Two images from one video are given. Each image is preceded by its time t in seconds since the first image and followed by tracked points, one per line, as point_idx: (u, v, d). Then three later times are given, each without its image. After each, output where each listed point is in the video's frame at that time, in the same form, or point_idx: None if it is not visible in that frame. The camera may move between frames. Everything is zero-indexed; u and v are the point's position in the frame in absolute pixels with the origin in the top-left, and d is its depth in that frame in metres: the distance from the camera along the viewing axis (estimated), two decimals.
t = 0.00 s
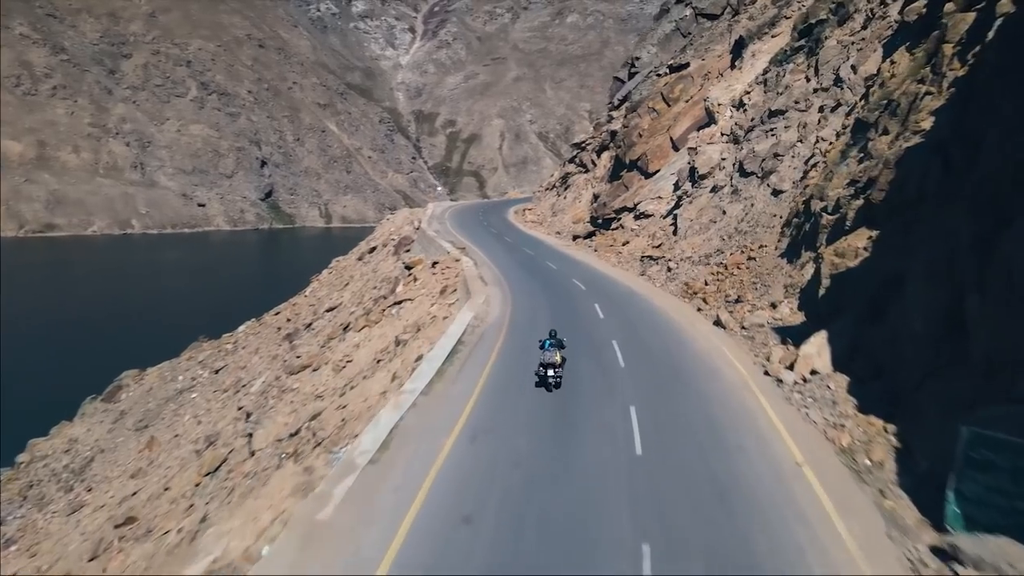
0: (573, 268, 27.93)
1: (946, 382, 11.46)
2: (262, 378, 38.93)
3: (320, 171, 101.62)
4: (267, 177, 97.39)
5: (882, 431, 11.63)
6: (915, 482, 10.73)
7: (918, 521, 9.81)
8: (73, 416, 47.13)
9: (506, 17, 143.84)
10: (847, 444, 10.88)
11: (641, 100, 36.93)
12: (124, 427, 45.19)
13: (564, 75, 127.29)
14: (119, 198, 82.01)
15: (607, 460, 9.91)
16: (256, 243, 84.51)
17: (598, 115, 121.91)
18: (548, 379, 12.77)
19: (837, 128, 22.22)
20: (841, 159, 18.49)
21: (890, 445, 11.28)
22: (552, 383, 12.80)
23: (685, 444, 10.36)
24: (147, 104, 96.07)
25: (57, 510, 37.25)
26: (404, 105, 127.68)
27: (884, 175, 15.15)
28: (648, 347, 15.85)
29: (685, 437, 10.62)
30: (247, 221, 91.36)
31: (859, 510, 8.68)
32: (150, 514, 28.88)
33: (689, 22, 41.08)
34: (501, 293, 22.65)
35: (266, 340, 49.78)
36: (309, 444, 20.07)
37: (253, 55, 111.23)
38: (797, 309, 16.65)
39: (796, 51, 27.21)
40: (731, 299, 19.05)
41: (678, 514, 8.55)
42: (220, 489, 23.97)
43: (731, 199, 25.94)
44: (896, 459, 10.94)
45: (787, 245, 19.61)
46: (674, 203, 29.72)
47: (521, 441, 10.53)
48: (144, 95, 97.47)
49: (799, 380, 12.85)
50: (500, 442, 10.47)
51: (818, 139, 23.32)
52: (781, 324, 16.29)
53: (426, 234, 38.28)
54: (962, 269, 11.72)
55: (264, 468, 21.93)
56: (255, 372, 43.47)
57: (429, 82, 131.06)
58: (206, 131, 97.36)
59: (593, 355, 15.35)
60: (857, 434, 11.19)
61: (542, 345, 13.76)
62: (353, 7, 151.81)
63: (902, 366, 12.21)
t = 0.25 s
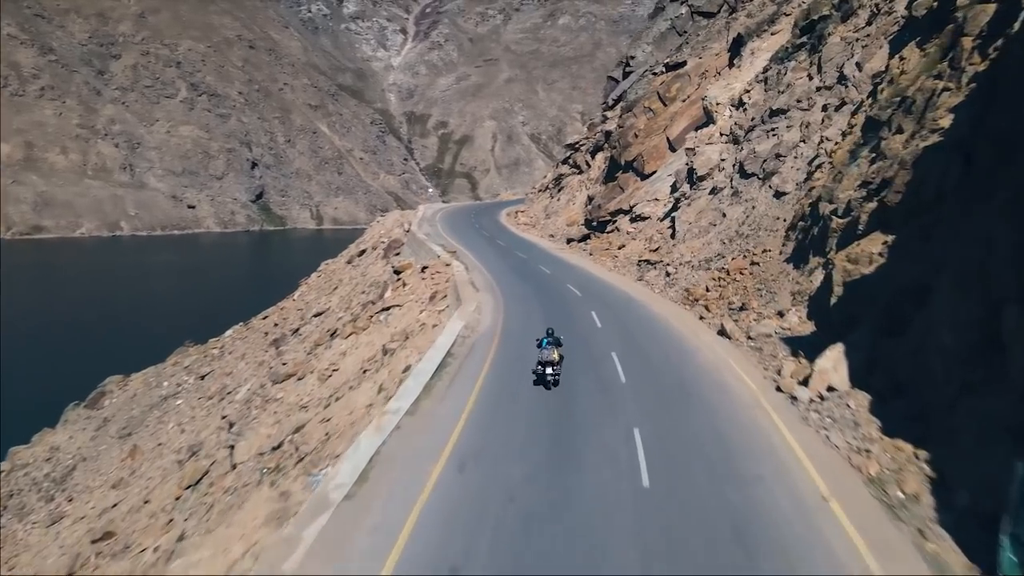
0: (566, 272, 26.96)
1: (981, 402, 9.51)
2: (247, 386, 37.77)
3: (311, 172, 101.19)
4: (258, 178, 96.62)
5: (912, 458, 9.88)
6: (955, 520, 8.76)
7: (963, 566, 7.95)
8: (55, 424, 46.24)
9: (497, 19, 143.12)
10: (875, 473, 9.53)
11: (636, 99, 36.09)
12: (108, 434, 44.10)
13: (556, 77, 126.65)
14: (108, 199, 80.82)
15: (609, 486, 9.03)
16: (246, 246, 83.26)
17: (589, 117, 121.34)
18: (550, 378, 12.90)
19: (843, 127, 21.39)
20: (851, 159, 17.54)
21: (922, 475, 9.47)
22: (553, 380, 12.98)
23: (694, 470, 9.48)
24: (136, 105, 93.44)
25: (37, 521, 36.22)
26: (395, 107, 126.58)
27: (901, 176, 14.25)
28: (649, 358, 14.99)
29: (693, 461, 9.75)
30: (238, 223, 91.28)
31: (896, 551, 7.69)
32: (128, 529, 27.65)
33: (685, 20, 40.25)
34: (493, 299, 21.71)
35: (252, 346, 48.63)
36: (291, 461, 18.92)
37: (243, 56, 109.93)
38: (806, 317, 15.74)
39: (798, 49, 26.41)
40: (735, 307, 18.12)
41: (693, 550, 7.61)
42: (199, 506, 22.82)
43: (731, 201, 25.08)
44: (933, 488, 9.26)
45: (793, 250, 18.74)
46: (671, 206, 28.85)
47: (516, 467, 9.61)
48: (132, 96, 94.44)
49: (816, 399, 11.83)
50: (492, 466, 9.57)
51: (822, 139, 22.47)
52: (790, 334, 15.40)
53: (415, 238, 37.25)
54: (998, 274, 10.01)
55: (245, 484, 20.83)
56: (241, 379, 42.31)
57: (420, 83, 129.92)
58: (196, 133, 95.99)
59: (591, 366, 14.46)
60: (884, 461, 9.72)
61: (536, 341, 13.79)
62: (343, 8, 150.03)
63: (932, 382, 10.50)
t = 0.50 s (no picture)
0: (562, 277, 26.06)
1: None
2: (234, 394, 36.58)
3: (305, 173, 99.06)
4: (251, 179, 94.53)
5: (956, 494, 8.88)
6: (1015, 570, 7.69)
7: None
8: (42, 431, 45.60)
9: (492, 20, 142.18)
10: (915, 512, 8.54)
11: (634, 98, 35.14)
12: (92, 442, 43.11)
13: (550, 78, 125.73)
14: (98, 201, 81.57)
15: (615, 524, 8.11)
16: (238, 247, 81.88)
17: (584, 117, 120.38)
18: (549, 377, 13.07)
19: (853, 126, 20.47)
20: (865, 159, 16.54)
21: (969, 516, 8.44)
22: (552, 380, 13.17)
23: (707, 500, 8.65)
24: (129, 105, 94.15)
25: (18, 533, 35.30)
26: (389, 107, 125.41)
27: (923, 178, 13.27)
28: (652, 370, 14.14)
29: (704, 490, 8.94)
30: (230, 225, 88.57)
31: None
32: (107, 545, 26.38)
33: (683, 17, 39.29)
34: (486, 306, 20.79)
35: (241, 351, 47.41)
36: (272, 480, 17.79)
37: (236, 57, 108.59)
38: (820, 328, 14.76)
39: (803, 45, 25.48)
40: (743, 316, 17.12)
41: None
42: (177, 524, 21.62)
43: (734, 204, 24.15)
44: (983, 530, 8.23)
45: (803, 255, 17.76)
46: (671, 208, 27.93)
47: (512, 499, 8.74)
48: (124, 96, 95.27)
49: (838, 422, 10.89)
50: (486, 497, 8.73)
51: (830, 139, 21.55)
52: (804, 347, 14.41)
53: (407, 240, 36.20)
54: None
55: (224, 502, 19.70)
56: (227, 386, 41.11)
57: (414, 84, 128.79)
58: (189, 134, 94.53)
59: (589, 380, 13.65)
60: (925, 497, 8.73)
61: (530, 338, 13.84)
62: (337, 8, 149.41)
63: (972, 408, 9.51)
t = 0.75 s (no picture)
0: (558, 282, 25.13)
1: None
2: (221, 402, 35.44)
3: (299, 174, 98.56)
4: (245, 181, 93.38)
5: (1014, 541, 7.97)
6: None
7: None
8: (28, 438, 44.80)
9: (487, 21, 141.18)
10: (969, 563, 7.58)
11: (633, 97, 34.16)
12: (77, 450, 42.15)
13: (546, 79, 124.77)
14: (91, 202, 80.43)
15: None
16: (232, 248, 80.62)
17: (579, 118, 119.53)
18: (544, 375, 13.55)
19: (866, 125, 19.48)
20: (884, 159, 15.50)
21: None
22: (549, 379, 13.58)
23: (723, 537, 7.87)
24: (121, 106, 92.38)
25: None
26: (384, 108, 124.19)
27: (953, 180, 12.26)
28: (656, 385, 13.35)
29: (722, 533, 8.00)
30: (224, 226, 87.81)
31: None
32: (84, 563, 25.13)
33: (682, 15, 38.34)
34: (480, 314, 19.93)
35: (230, 356, 46.29)
36: (252, 501, 16.63)
37: (230, 57, 107.11)
38: (838, 342, 13.74)
39: (810, 41, 24.49)
40: (752, 326, 16.08)
41: None
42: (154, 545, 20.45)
43: (739, 206, 23.17)
44: None
45: (816, 261, 16.75)
46: (672, 211, 26.95)
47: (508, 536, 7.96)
48: (116, 97, 93.41)
49: (868, 449, 9.85)
50: (479, 542, 7.87)
51: (841, 139, 20.57)
52: (821, 361, 13.37)
53: (399, 243, 35.14)
54: None
55: (204, 522, 18.59)
56: (215, 393, 39.92)
57: (409, 85, 127.63)
58: (182, 134, 93.26)
59: (589, 394, 13.01)
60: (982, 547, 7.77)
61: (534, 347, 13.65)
62: (332, 9, 147.65)
63: None
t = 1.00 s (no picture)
0: (554, 287, 24.13)
1: None
2: (208, 409, 34.28)
3: (294, 174, 96.62)
4: (240, 180, 92.11)
5: None
6: None
7: None
8: (15, 443, 43.94)
9: (483, 20, 140.15)
10: None
11: (633, 95, 33.18)
12: (63, 456, 41.16)
13: (542, 78, 123.76)
14: (85, 202, 80.17)
15: None
16: (227, 248, 79.47)
17: (576, 118, 118.54)
18: (541, 374, 13.80)
19: (881, 123, 18.53)
20: (907, 159, 14.51)
21: None
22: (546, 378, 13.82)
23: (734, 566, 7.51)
24: (116, 105, 91.87)
25: None
26: (380, 108, 123.02)
27: (990, 182, 11.27)
28: (660, 396, 12.92)
29: None
30: (219, 226, 86.32)
31: None
32: None
33: (683, 11, 37.39)
34: (475, 322, 19.06)
35: (220, 361, 45.16)
36: (231, 524, 15.54)
37: (225, 56, 105.78)
38: (860, 356, 12.75)
39: (819, 37, 23.53)
40: (765, 337, 15.10)
41: None
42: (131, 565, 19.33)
43: (746, 208, 22.21)
44: None
45: (832, 268, 15.78)
46: (674, 214, 26.01)
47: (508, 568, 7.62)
48: (111, 96, 92.80)
49: (907, 485, 8.91)
50: None
51: (854, 138, 19.62)
52: (843, 378, 12.38)
53: (392, 245, 34.10)
54: None
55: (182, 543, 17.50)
56: (203, 399, 38.76)
57: (405, 84, 126.48)
58: (177, 134, 92.07)
59: (594, 416, 12.04)
60: None
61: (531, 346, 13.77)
62: (327, 8, 146.38)
63: None
